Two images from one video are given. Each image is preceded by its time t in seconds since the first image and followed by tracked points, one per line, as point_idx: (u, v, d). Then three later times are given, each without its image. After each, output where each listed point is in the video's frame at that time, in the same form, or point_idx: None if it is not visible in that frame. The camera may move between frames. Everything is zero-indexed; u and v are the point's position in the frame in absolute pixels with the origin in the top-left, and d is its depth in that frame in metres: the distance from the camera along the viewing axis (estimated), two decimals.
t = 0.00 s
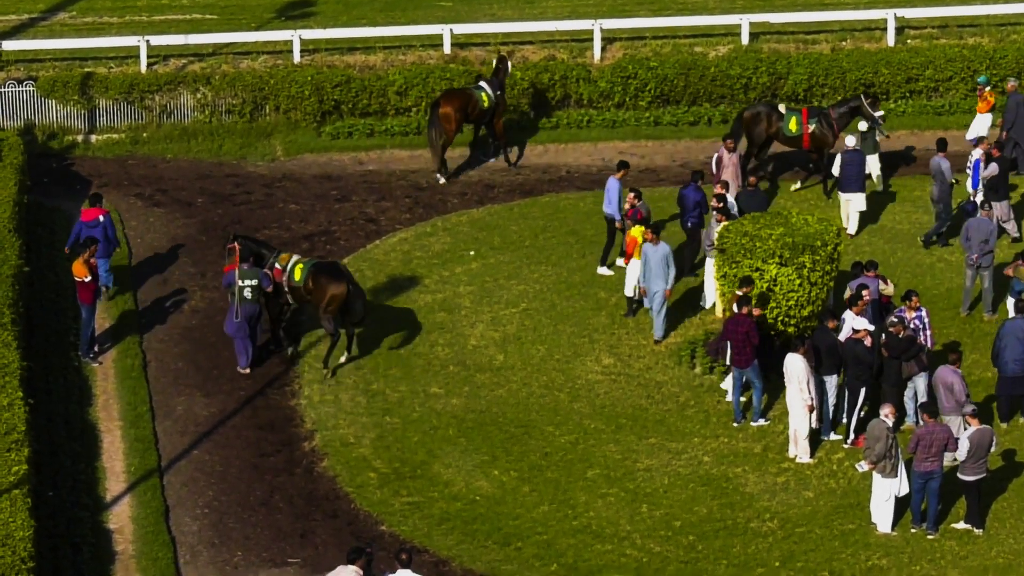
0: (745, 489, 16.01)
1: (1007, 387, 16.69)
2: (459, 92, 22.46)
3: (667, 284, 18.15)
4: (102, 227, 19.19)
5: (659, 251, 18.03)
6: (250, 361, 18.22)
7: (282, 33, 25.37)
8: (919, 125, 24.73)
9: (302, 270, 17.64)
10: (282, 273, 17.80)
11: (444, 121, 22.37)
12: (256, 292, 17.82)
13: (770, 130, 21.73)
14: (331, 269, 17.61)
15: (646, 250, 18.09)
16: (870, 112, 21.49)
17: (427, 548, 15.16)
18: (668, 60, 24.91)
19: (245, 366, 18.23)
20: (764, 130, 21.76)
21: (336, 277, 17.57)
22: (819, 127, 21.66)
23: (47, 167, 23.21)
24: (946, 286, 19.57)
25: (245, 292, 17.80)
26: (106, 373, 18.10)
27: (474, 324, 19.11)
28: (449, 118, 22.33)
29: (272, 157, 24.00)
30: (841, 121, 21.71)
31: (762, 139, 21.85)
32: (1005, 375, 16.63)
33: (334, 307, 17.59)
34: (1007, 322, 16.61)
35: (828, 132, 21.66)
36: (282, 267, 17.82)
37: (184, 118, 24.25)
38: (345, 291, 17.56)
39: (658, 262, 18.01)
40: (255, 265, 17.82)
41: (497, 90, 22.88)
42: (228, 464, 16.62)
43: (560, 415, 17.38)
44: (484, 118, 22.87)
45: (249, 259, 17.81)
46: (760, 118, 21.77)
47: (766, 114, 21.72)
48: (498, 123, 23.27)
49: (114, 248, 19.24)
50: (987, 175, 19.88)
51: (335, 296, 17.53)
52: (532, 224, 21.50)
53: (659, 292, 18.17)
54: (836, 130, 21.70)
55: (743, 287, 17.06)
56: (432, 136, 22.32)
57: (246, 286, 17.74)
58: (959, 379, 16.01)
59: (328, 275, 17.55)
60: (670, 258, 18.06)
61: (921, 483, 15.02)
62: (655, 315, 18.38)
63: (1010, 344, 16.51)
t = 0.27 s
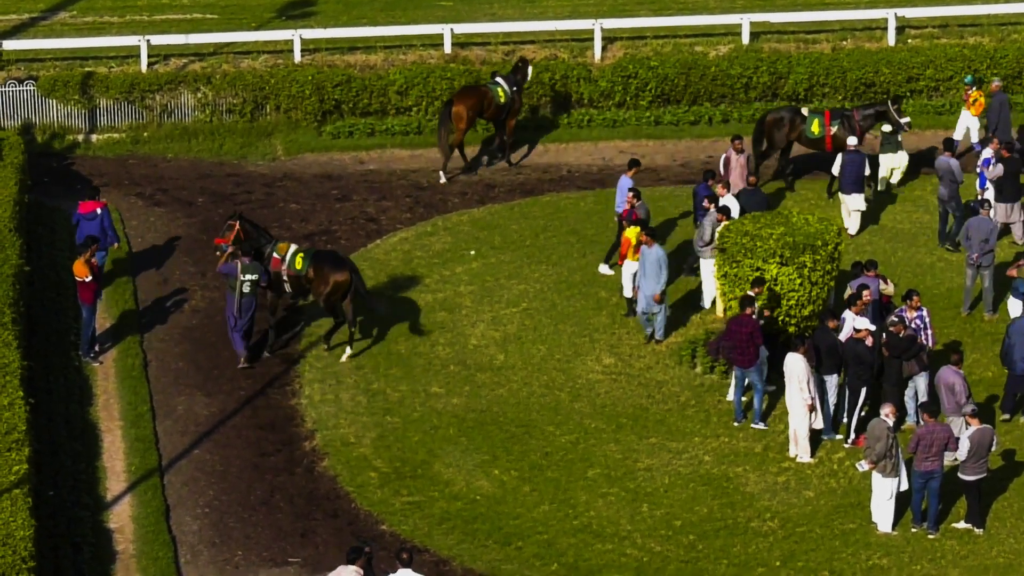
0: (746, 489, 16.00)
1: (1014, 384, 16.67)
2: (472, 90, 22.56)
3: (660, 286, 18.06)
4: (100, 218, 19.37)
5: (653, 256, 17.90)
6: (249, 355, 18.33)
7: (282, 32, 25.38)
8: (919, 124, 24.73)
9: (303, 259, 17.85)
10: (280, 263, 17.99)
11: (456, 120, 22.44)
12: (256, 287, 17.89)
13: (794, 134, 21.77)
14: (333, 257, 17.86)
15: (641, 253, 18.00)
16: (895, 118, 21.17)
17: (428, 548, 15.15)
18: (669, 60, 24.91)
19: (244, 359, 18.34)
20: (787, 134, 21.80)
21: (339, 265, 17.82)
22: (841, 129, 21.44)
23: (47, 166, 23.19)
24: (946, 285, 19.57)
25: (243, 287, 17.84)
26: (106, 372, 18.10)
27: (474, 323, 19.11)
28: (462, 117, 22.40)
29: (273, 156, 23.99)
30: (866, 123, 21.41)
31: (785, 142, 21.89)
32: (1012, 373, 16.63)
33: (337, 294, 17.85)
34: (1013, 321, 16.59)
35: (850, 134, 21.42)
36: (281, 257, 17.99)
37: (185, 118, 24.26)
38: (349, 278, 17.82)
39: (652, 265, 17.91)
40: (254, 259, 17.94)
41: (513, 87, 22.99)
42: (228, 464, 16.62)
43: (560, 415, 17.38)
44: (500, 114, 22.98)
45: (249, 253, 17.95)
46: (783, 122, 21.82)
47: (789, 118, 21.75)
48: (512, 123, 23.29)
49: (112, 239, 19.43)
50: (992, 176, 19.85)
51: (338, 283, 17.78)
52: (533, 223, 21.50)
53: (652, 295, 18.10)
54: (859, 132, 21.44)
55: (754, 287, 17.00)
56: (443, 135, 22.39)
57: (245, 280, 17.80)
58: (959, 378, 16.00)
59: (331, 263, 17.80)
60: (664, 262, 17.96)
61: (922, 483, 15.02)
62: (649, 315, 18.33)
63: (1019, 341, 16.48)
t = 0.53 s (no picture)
0: (746, 488, 16.00)
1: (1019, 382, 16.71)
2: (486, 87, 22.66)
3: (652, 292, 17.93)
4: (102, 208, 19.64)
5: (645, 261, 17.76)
6: (249, 343, 18.61)
7: (283, 31, 25.39)
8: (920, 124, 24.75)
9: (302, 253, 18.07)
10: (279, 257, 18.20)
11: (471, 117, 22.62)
12: (253, 276, 18.17)
13: (818, 133, 21.62)
14: (334, 250, 18.07)
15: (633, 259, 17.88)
16: (917, 116, 21.28)
17: (428, 547, 15.15)
18: (669, 59, 24.91)
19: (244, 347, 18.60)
20: (813, 133, 21.63)
21: (340, 257, 18.04)
22: (863, 132, 21.29)
23: (47, 165, 23.18)
24: (947, 285, 19.57)
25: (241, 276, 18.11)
26: (107, 372, 18.10)
27: (475, 323, 19.11)
28: (479, 115, 22.60)
29: (273, 156, 23.99)
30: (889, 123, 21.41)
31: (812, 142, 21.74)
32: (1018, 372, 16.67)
33: (340, 285, 18.06)
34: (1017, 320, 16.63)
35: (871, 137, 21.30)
36: (278, 251, 18.21)
37: (185, 117, 24.27)
38: (350, 269, 18.03)
39: (643, 272, 17.78)
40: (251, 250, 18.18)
41: (527, 86, 22.94)
42: (229, 463, 16.61)
43: (561, 414, 17.38)
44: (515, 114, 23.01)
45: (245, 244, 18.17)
46: (808, 122, 21.67)
47: (814, 118, 21.59)
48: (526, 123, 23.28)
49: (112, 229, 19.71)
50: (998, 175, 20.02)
51: (341, 274, 18.01)
52: (534, 223, 21.49)
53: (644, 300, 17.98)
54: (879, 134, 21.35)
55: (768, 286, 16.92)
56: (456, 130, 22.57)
57: (242, 270, 18.06)
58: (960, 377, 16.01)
59: (333, 255, 18.02)
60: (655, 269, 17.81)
61: (922, 482, 15.01)
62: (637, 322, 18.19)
63: None
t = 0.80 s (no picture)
0: (746, 487, 16.00)
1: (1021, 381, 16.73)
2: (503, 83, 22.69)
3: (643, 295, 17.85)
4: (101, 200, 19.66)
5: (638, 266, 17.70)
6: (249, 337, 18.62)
7: (284, 30, 25.39)
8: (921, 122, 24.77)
9: (303, 244, 18.21)
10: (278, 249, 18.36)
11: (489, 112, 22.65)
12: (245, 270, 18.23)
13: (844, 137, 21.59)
14: (334, 240, 18.20)
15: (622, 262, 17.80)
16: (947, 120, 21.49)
17: (429, 546, 15.15)
18: (669, 58, 24.89)
19: (245, 341, 18.61)
20: (838, 137, 21.59)
21: (341, 247, 18.18)
22: (893, 133, 21.42)
23: (48, 163, 23.18)
24: (947, 284, 19.58)
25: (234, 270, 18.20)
26: (107, 370, 18.10)
27: (475, 321, 19.11)
28: (496, 111, 22.63)
29: (273, 154, 23.99)
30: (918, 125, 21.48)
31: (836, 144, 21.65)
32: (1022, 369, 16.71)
33: (341, 275, 18.20)
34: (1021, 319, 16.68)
35: (902, 137, 21.44)
36: (278, 243, 18.37)
37: (186, 115, 24.27)
38: (353, 258, 18.17)
39: (634, 275, 17.70)
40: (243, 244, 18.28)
41: (546, 83, 22.93)
42: (229, 462, 16.61)
43: (561, 413, 17.38)
44: (533, 109, 23.04)
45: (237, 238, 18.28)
46: (833, 125, 21.65)
47: (839, 121, 21.59)
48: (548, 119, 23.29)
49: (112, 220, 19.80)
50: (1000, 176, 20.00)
51: (344, 264, 18.14)
52: (534, 221, 21.50)
53: (635, 303, 17.88)
54: (910, 135, 21.47)
55: (781, 282, 16.95)
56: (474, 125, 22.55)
57: (234, 264, 18.16)
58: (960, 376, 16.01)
59: (334, 245, 18.15)
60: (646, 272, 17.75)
61: (923, 480, 15.01)
62: (629, 324, 18.11)
63: None
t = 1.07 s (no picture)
0: (746, 486, 16.00)
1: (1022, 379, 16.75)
2: (522, 82, 22.77)
3: (635, 305, 17.77)
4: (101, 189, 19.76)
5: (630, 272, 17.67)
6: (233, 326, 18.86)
7: (284, 29, 25.40)
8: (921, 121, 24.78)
9: (304, 233, 18.43)
10: (279, 237, 18.54)
11: (507, 111, 22.74)
12: (237, 260, 18.44)
13: (868, 137, 21.65)
14: (333, 230, 18.50)
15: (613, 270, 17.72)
16: (971, 117, 21.38)
17: (429, 545, 15.15)
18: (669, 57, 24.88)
19: (228, 330, 18.85)
20: (861, 137, 21.66)
21: (339, 236, 18.49)
22: (918, 132, 21.49)
23: (48, 162, 23.19)
24: (948, 283, 19.58)
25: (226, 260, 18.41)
26: (107, 369, 18.10)
27: (475, 320, 19.11)
28: (513, 108, 22.71)
29: (274, 153, 23.99)
30: (941, 124, 21.46)
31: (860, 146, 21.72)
32: None
33: (338, 263, 18.53)
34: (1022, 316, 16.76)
35: (927, 136, 21.48)
36: (279, 230, 18.54)
37: (186, 114, 24.28)
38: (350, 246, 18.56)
39: (626, 282, 17.67)
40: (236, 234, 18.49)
41: (568, 82, 23.01)
42: (229, 461, 16.61)
43: (561, 412, 17.38)
44: (555, 108, 23.10)
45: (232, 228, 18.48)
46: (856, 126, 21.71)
47: (862, 119, 21.65)
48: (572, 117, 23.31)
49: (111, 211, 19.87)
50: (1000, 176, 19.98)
51: (341, 252, 18.50)
52: (534, 220, 21.50)
53: (627, 313, 17.78)
54: (935, 135, 21.47)
55: (796, 282, 17.01)
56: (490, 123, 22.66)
57: (227, 254, 18.39)
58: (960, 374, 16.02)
59: (331, 235, 18.46)
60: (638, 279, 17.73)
61: (923, 479, 15.00)
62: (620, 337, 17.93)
63: None
